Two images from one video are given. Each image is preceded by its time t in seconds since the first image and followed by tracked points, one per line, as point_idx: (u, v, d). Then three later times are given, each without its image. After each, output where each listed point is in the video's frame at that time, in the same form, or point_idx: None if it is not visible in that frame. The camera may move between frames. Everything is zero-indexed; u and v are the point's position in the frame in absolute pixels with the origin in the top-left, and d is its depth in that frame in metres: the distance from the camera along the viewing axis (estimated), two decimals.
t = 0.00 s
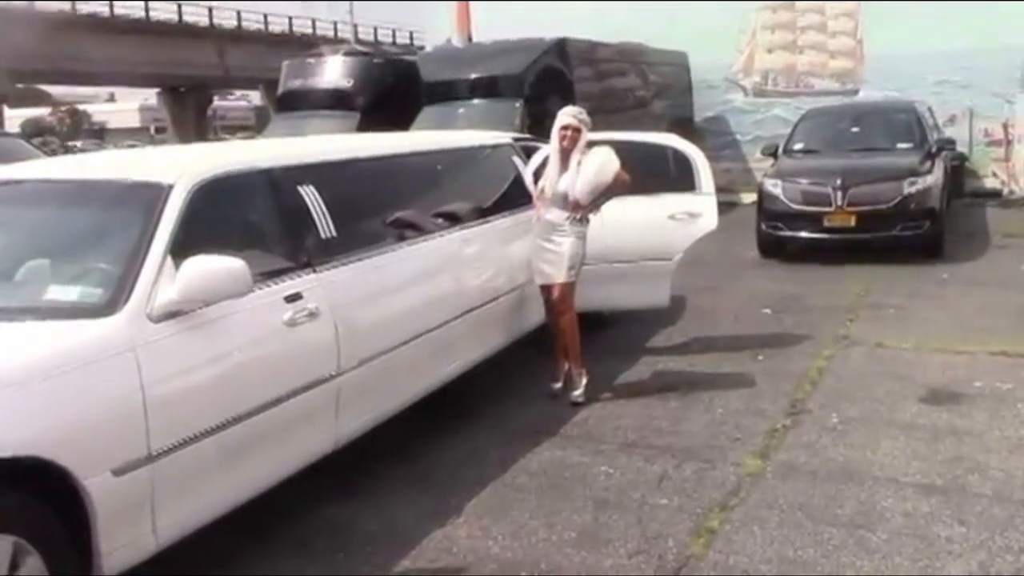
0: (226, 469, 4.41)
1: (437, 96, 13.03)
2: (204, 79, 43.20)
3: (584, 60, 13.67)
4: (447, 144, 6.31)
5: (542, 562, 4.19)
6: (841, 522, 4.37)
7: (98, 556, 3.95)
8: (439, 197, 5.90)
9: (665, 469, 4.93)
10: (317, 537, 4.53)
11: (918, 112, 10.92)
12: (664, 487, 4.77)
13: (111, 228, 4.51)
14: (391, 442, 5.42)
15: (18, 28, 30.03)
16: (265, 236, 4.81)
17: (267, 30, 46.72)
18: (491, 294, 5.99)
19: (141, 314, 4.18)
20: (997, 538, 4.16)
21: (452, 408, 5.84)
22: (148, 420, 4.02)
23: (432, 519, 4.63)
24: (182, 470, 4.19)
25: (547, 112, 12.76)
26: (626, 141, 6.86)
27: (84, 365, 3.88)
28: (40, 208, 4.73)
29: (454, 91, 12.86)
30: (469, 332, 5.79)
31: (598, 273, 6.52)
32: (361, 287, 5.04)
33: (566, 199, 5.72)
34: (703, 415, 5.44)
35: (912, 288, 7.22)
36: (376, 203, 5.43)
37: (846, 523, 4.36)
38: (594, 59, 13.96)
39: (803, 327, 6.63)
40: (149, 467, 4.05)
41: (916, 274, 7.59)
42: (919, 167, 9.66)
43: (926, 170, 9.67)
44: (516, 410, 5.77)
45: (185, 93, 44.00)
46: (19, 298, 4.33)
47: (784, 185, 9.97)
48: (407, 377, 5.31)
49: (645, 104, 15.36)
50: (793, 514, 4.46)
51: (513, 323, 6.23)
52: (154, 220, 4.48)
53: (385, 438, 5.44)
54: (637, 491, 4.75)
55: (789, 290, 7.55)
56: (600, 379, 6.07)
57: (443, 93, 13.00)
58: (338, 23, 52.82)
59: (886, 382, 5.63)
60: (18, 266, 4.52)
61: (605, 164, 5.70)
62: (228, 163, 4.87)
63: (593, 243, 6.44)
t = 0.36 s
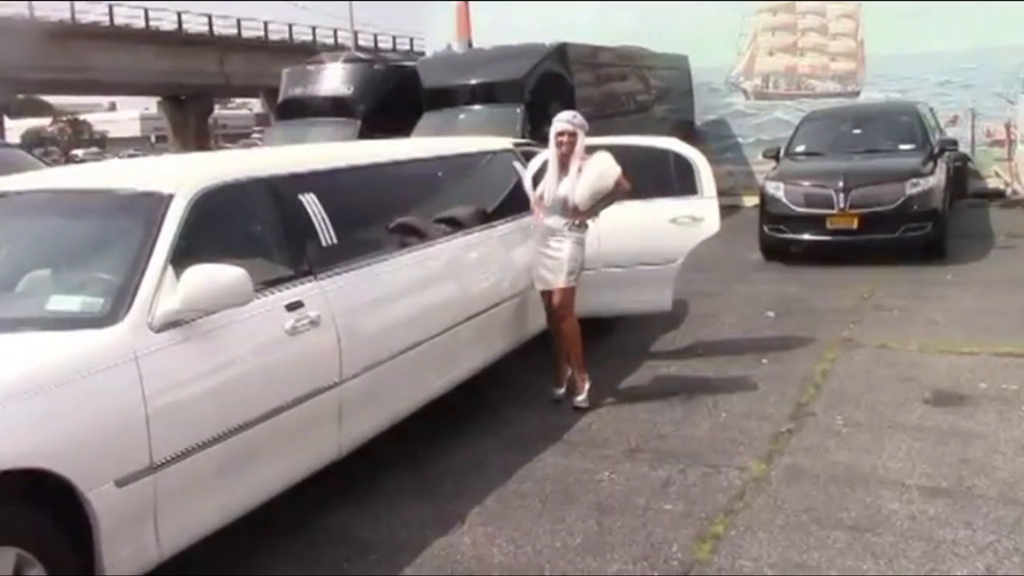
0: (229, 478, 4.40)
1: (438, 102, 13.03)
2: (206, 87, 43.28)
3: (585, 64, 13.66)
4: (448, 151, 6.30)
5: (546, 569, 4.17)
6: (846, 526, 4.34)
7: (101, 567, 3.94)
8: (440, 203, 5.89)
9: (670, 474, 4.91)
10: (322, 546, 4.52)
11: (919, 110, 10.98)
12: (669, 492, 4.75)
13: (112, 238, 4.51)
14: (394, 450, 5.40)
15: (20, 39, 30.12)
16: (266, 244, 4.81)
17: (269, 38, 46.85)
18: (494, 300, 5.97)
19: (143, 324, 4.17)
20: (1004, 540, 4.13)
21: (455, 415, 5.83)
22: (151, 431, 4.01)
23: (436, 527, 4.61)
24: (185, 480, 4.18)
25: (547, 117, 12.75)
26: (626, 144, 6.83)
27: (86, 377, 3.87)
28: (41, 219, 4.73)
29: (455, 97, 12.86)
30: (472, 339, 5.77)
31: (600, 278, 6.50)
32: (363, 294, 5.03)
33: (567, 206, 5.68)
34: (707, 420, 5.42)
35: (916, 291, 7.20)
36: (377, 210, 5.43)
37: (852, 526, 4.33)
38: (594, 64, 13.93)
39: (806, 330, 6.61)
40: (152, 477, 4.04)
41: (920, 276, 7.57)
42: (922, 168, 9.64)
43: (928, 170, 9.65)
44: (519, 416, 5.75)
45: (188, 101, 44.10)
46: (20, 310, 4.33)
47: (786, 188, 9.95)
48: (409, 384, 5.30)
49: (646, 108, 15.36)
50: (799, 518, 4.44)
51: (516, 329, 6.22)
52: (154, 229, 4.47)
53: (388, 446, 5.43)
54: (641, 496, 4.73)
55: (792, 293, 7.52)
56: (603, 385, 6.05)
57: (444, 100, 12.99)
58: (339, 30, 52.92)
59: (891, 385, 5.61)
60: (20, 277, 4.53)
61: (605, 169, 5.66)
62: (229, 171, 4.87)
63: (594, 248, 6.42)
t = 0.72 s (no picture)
0: (222, 489, 4.27)
1: (440, 102, 12.90)
2: (211, 87, 43.24)
3: (590, 64, 13.51)
4: (449, 152, 6.17)
5: None
6: (858, 538, 4.20)
7: None
8: (441, 206, 5.75)
9: (676, 485, 4.77)
10: (318, 559, 4.38)
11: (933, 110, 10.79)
12: (675, 503, 4.61)
13: (103, 242, 4.38)
14: (394, 458, 5.27)
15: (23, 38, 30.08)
16: (261, 249, 4.68)
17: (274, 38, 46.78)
18: (496, 306, 5.83)
19: (134, 331, 4.04)
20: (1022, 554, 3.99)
21: (456, 423, 5.69)
22: (141, 440, 3.88)
23: (435, 539, 4.48)
24: (177, 491, 4.05)
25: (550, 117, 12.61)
26: (632, 147, 6.69)
27: (74, 385, 3.75)
28: (31, 222, 4.61)
29: (455, 97, 12.73)
30: (473, 346, 5.64)
31: (604, 283, 6.37)
32: (362, 300, 4.89)
33: (568, 211, 5.45)
34: (715, 429, 5.27)
35: (928, 297, 7.06)
36: (376, 213, 5.29)
37: (863, 539, 4.19)
38: (598, 63, 13.78)
39: (816, 337, 6.47)
40: (143, 488, 3.91)
41: (932, 281, 7.43)
42: (935, 170, 9.47)
43: (942, 173, 9.47)
44: (522, 425, 5.61)
45: (193, 100, 44.09)
46: (8, 316, 4.21)
47: (795, 191, 9.99)
48: (408, 392, 5.16)
49: (651, 108, 15.22)
50: (809, 530, 4.29)
51: (518, 336, 6.08)
52: (147, 233, 4.35)
53: (387, 454, 5.30)
54: (646, 508, 4.59)
55: (801, 299, 7.38)
56: (608, 392, 5.92)
57: (444, 100, 12.87)
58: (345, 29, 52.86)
59: (904, 393, 5.47)
60: (9, 282, 4.41)
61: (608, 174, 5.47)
62: (223, 174, 4.74)
63: (598, 252, 6.29)
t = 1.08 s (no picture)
0: (216, 502, 4.13)
1: (441, 103, 12.70)
2: (216, 86, 43.14)
3: (594, 64, 13.35)
4: (450, 155, 6.02)
5: None
6: (871, 554, 4.05)
7: None
8: (441, 210, 5.61)
9: (682, 498, 4.62)
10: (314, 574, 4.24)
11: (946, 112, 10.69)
12: (681, 517, 4.47)
13: (93, 247, 4.26)
14: (393, 469, 5.13)
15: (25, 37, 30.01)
16: (256, 255, 4.54)
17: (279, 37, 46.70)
18: (498, 312, 5.69)
19: (125, 339, 3.92)
20: None
21: (456, 434, 5.54)
22: (132, 452, 3.75)
23: (434, 553, 4.34)
24: (169, 504, 3.92)
25: (554, 118, 12.46)
26: (638, 152, 6.56)
27: (61, 396, 3.62)
28: (21, 227, 4.49)
29: (455, 98, 12.55)
30: (474, 354, 5.49)
31: (611, 288, 6.19)
32: (360, 307, 4.76)
33: (572, 220, 5.26)
34: (723, 441, 5.12)
35: (942, 305, 6.91)
36: (375, 217, 5.15)
37: (877, 554, 4.04)
38: (604, 64, 13.63)
39: (827, 346, 6.32)
40: (134, 501, 3.78)
41: (946, 290, 7.28)
42: (952, 174, 9.35)
43: (958, 177, 9.36)
44: (524, 436, 5.46)
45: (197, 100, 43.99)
46: None
47: (807, 195, 9.66)
48: (407, 402, 5.02)
49: (657, 109, 15.08)
50: (820, 545, 4.15)
51: (520, 344, 5.94)
52: (138, 238, 4.22)
53: (386, 466, 5.16)
54: (651, 522, 4.45)
55: (811, 306, 7.22)
56: (612, 402, 5.77)
57: (444, 101, 12.68)
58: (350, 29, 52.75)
59: (917, 404, 5.32)
60: None
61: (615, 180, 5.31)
62: (217, 177, 4.60)
63: (604, 256, 6.12)
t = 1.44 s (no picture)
0: (204, 521, 3.91)
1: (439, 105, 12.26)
2: (221, 85, 42.95)
3: (598, 62, 13.10)
4: (449, 158, 5.79)
5: None
6: None
7: None
8: (440, 214, 5.38)
9: (692, 519, 4.38)
10: None
11: (974, 113, 10.29)
12: (690, 539, 4.22)
13: (73, 252, 4.05)
14: (390, 486, 4.90)
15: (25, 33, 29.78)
16: (244, 261, 4.32)
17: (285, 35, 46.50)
18: (498, 323, 5.45)
19: (104, 350, 3.70)
20: None
21: (454, 451, 5.31)
22: (112, 468, 3.54)
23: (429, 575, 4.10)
24: (153, 523, 3.70)
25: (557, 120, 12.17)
26: (650, 158, 6.35)
27: (34, 410, 3.44)
28: None
29: (452, 97, 12.14)
30: (473, 367, 5.26)
31: (619, 298, 5.92)
32: (352, 316, 4.53)
33: (577, 227, 5.02)
34: (734, 459, 4.88)
35: (965, 318, 6.64)
36: (369, 222, 4.91)
37: None
38: (609, 62, 13.38)
39: (843, 360, 6.06)
40: (114, 520, 3.56)
41: (967, 302, 7.02)
42: (975, 180, 9.19)
43: (981, 182, 9.18)
44: (525, 453, 5.22)
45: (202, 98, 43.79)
46: None
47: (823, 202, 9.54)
48: (403, 415, 4.79)
49: (666, 110, 14.83)
50: (837, 570, 3.90)
51: (522, 356, 5.70)
52: (120, 243, 4.00)
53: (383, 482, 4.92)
54: (659, 544, 4.20)
55: (827, 319, 6.96)
56: (619, 417, 5.53)
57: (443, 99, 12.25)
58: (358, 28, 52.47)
59: (939, 422, 5.08)
60: None
61: (622, 185, 5.08)
62: (204, 179, 4.38)
63: (611, 265, 5.87)
